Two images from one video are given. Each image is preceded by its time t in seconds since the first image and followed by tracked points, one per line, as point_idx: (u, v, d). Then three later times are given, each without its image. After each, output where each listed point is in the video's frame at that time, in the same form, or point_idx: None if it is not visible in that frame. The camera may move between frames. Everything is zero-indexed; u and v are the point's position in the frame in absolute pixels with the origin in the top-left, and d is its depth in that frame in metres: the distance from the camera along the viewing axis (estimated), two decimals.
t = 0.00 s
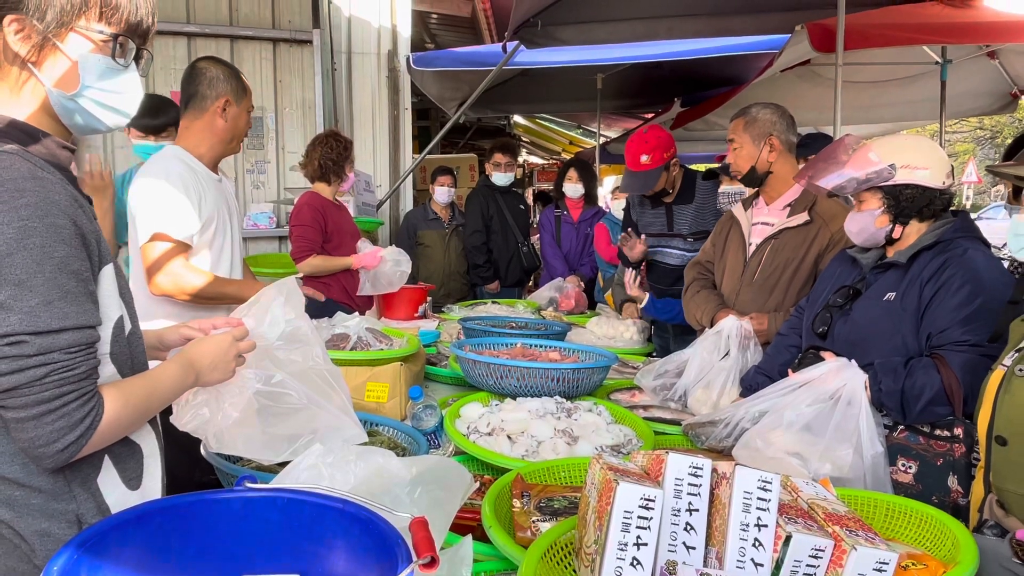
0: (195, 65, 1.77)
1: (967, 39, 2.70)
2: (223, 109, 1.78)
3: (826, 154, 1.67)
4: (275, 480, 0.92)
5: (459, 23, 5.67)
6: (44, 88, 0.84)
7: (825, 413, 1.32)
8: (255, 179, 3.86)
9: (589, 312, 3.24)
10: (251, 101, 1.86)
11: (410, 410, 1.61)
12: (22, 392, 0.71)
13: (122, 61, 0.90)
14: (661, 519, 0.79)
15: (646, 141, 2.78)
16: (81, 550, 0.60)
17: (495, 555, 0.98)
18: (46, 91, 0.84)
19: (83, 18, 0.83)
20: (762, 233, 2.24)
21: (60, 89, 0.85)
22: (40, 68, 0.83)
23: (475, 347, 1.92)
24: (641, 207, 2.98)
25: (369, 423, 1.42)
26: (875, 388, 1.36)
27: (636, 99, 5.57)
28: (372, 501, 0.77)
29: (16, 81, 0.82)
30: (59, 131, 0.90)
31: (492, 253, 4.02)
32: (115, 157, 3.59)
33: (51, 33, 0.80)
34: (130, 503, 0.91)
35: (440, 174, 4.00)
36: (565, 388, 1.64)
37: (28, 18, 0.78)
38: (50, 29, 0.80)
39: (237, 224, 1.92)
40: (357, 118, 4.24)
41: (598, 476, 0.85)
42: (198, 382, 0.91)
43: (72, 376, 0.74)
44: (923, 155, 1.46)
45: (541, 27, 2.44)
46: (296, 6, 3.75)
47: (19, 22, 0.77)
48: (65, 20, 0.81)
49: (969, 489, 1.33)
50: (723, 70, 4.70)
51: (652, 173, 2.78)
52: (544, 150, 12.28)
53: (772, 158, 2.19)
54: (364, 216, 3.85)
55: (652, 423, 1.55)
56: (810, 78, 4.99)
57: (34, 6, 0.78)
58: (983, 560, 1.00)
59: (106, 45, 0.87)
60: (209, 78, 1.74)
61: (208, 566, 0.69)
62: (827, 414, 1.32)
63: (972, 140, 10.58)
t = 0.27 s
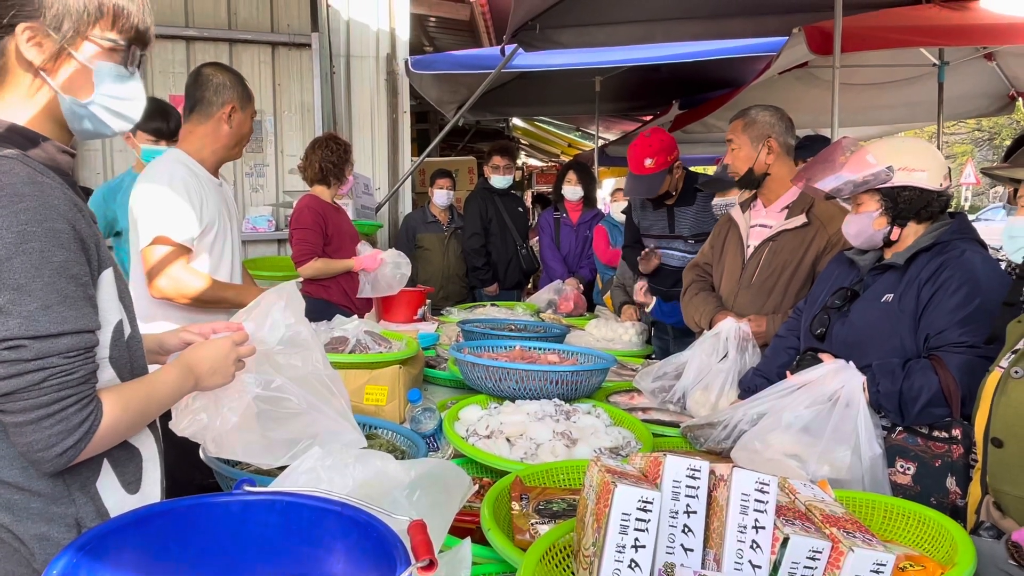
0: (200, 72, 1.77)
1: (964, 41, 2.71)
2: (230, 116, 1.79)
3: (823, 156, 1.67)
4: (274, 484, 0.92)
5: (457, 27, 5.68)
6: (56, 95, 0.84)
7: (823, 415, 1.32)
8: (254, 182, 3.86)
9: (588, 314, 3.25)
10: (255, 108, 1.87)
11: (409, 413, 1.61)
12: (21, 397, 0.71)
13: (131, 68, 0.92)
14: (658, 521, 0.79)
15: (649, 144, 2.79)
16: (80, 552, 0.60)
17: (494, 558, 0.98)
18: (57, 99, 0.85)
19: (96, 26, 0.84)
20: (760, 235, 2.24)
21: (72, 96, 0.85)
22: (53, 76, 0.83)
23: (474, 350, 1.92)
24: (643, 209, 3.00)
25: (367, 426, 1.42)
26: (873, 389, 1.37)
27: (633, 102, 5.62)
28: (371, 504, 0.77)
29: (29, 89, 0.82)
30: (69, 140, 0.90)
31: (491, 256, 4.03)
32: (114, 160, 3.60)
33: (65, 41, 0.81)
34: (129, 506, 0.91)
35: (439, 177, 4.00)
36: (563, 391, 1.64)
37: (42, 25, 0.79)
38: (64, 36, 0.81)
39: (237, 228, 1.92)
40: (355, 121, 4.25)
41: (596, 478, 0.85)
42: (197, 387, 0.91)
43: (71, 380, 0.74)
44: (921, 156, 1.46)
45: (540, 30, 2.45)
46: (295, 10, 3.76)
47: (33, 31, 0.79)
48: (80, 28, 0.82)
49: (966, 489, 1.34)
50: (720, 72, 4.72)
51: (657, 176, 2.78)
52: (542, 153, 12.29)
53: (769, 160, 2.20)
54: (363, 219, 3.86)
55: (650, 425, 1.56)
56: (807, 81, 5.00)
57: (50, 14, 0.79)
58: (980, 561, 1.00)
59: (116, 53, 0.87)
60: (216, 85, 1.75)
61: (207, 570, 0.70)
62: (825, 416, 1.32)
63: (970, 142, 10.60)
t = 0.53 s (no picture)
0: (200, 76, 1.78)
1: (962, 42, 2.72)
2: (230, 119, 1.78)
3: (822, 158, 1.67)
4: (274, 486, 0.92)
5: (456, 29, 5.68)
6: (80, 105, 0.87)
7: (823, 416, 1.32)
8: (253, 184, 3.86)
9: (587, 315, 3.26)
10: (255, 112, 1.87)
11: (408, 415, 1.62)
12: (23, 401, 0.71)
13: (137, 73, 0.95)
14: (658, 523, 0.79)
15: (655, 146, 2.78)
16: (79, 557, 0.60)
17: (493, 560, 0.98)
18: (81, 109, 0.88)
19: (123, 42, 0.89)
20: (759, 236, 2.24)
21: (95, 105, 0.89)
22: (83, 87, 0.86)
23: (473, 352, 1.92)
24: (646, 210, 2.97)
25: (366, 427, 1.42)
26: (872, 391, 1.37)
27: (631, 103, 5.60)
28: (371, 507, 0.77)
29: (56, 99, 0.84)
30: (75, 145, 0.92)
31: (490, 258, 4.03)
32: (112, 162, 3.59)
33: (100, 56, 0.86)
34: (130, 509, 0.91)
35: (438, 179, 4.00)
36: (563, 393, 1.64)
37: (81, 39, 0.83)
38: (99, 52, 0.85)
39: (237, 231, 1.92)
40: (354, 123, 4.26)
41: (595, 480, 0.85)
42: (198, 390, 0.91)
43: (72, 384, 0.74)
44: (920, 158, 1.46)
45: (538, 32, 2.47)
46: (294, 12, 3.77)
47: (68, 45, 0.82)
48: (114, 43, 0.87)
49: (965, 491, 1.34)
50: (719, 74, 4.72)
51: (664, 178, 2.79)
52: (541, 154, 12.29)
53: (767, 162, 2.20)
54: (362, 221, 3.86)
55: (650, 427, 1.56)
56: (806, 82, 5.01)
57: (86, 31, 0.83)
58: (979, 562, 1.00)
59: (132, 65, 0.92)
60: (216, 89, 1.75)
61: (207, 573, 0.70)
62: (824, 417, 1.32)
63: (969, 143, 10.61)
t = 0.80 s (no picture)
0: (198, 77, 1.78)
1: (961, 42, 2.72)
2: (228, 120, 1.78)
3: (822, 158, 1.67)
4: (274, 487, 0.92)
5: (455, 29, 5.68)
6: (87, 107, 0.88)
7: (822, 416, 1.32)
8: (252, 185, 3.86)
9: (586, 316, 3.26)
10: (255, 113, 1.87)
11: (408, 415, 1.62)
12: (25, 401, 0.71)
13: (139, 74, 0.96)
14: (658, 523, 0.79)
15: (659, 146, 2.80)
16: (79, 557, 0.59)
17: (493, 561, 0.98)
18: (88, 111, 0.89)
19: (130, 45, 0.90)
20: (759, 236, 2.24)
21: (101, 107, 0.90)
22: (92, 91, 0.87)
23: (472, 352, 1.92)
24: (648, 209, 2.97)
25: (366, 428, 1.42)
26: (872, 391, 1.37)
27: (631, 104, 5.60)
28: (372, 507, 0.77)
29: (64, 102, 0.85)
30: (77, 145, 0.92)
31: (489, 258, 4.03)
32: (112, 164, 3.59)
33: (110, 61, 0.87)
34: (130, 511, 0.91)
35: (437, 180, 4.00)
36: (563, 393, 1.64)
37: (92, 44, 0.83)
38: (108, 56, 0.86)
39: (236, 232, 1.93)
40: (353, 124, 4.26)
41: (595, 481, 0.85)
42: (198, 392, 0.91)
43: (75, 385, 0.74)
44: (921, 157, 1.46)
45: (537, 33, 2.47)
46: (293, 13, 3.77)
47: (80, 49, 0.82)
48: (122, 47, 0.88)
49: (965, 491, 1.34)
50: (718, 74, 4.73)
51: (668, 177, 2.79)
52: (541, 155, 12.30)
53: (766, 162, 2.21)
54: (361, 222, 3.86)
55: (649, 427, 1.56)
56: (805, 82, 5.01)
57: (98, 35, 0.83)
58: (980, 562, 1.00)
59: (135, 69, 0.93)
60: (214, 90, 1.75)
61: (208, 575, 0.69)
62: (824, 417, 1.32)
63: (968, 143, 10.62)
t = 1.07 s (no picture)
0: (195, 76, 1.77)
1: (961, 41, 2.72)
2: (225, 119, 1.78)
3: (822, 157, 1.67)
4: (274, 487, 0.92)
5: (454, 29, 5.68)
6: (91, 108, 0.88)
7: (822, 416, 1.32)
8: (252, 185, 3.86)
9: (586, 316, 3.26)
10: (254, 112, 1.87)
11: (408, 415, 1.62)
12: (24, 401, 0.71)
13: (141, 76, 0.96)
14: (657, 523, 0.79)
15: (660, 145, 2.80)
16: (78, 558, 0.59)
17: (493, 561, 0.98)
18: (92, 112, 0.88)
19: (132, 46, 0.90)
20: (758, 236, 2.24)
21: (105, 109, 0.90)
22: (96, 92, 0.87)
23: (472, 352, 1.92)
24: (650, 208, 2.98)
25: (365, 429, 1.42)
26: (872, 390, 1.37)
27: (631, 103, 5.59)
28: (371, 508, 0.77)
29: (68, 102, 0.85)
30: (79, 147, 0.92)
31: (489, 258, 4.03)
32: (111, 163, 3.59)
33: (115, 62, 0.87)
34: (129, 511, 0.91)
35: (437, 179, 4.00)
36: (563, 393, 1.64)
37: (97, 44, 0.83)
38: (113, 57, 0.86)
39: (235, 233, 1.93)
40: (353, 124, 4.26)
41: (595, 481, 0.84)
42: (198, 392, 0.91)
43: (74, 385, 0.74)
44: (921, 157, 1.47)
45: (537, 32, 2.47)
46: (292, 13, 3.77)
47: (86, 50, 0.83)
48: (126, 50, 0.88)
49: (965, 490, 1.34)
50: (718, 74, 4.73)
51: (669, 176, 2.80)
52: (541, 155, 12.30)
53: (766, 162, 2.21)
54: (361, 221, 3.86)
55: (649, 427, 1.56)
56: (805, 82, 5.01)
57: (103, 37, 0.84)
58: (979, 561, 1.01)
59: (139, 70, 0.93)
60: (211, 89, 1.75)
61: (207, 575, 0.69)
62: (824, 416, 1.32)
63: (968, 142, 10.62)
